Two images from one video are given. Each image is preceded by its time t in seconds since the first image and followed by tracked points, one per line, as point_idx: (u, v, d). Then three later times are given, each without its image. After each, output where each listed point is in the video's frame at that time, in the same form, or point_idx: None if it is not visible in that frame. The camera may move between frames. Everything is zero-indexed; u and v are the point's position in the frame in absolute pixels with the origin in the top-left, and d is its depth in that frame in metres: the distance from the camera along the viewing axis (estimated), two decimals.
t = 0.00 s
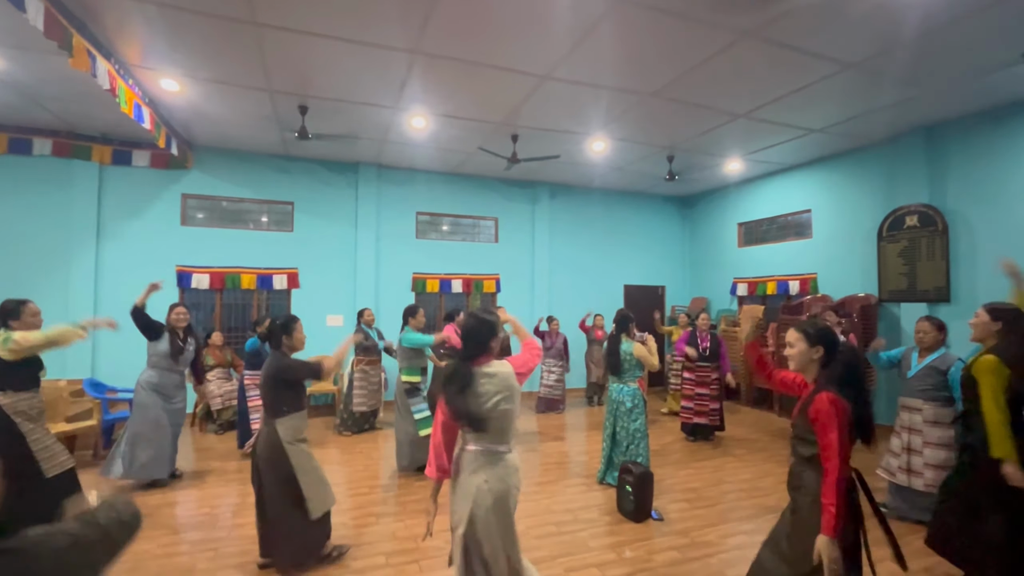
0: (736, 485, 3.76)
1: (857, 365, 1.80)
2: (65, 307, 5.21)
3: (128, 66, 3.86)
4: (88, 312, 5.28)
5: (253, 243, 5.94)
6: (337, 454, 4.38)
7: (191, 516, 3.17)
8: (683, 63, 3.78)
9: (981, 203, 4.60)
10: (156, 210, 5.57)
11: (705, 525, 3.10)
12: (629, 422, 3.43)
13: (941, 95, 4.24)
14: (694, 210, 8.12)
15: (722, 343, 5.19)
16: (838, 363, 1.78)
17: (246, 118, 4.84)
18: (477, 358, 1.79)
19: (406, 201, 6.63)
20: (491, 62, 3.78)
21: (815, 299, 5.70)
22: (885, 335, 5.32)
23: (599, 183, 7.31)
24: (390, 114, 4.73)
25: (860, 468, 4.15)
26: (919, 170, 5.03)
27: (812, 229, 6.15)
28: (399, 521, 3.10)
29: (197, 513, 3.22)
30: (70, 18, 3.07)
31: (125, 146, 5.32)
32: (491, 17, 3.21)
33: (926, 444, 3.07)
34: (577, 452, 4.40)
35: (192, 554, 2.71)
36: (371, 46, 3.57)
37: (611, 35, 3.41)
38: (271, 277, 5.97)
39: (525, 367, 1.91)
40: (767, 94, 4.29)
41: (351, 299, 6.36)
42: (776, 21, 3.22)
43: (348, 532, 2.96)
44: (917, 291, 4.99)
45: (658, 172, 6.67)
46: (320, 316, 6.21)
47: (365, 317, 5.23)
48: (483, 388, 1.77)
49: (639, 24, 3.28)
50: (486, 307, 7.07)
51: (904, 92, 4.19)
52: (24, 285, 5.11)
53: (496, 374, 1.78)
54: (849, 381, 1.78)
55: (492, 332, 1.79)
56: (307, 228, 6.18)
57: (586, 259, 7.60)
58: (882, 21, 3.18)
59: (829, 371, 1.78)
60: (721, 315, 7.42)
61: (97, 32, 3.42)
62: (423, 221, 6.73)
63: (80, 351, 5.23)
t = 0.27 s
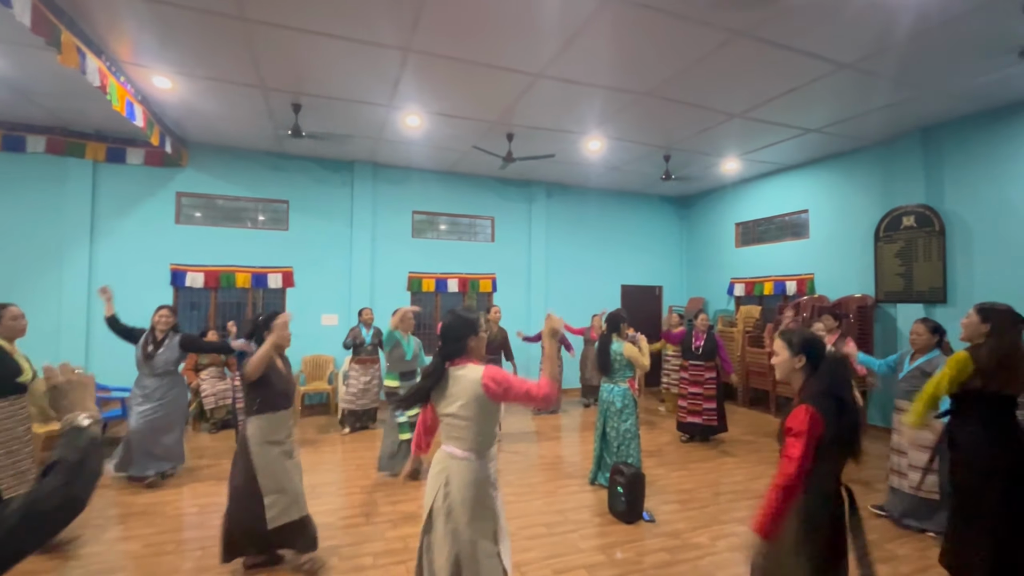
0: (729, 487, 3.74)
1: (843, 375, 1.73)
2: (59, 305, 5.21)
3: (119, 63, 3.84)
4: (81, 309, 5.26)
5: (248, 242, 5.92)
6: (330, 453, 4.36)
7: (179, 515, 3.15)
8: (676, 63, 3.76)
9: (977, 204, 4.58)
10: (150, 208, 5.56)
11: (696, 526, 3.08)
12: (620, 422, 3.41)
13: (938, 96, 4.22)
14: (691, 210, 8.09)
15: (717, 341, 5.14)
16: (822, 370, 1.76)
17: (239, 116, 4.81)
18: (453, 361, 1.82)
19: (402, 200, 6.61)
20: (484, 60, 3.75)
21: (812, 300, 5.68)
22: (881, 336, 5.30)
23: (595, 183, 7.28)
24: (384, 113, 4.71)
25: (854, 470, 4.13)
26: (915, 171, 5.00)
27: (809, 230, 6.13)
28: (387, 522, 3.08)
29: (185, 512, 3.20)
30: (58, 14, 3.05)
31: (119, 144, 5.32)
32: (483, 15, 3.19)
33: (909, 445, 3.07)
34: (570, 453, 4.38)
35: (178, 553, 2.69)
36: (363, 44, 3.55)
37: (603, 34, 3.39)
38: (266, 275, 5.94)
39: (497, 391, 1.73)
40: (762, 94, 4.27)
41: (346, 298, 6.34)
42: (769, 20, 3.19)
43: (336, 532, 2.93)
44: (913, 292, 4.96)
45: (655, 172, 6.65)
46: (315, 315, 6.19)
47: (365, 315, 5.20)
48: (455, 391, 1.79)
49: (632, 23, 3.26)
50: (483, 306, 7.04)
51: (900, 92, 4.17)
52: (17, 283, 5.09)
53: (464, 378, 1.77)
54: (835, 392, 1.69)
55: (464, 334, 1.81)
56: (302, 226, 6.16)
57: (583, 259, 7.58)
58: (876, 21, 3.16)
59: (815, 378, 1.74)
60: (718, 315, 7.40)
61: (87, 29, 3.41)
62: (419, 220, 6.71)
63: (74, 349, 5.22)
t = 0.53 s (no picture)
0: (724, 488, 3.71)
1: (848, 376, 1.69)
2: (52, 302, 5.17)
3: (111, 58, 3.81)
4: (75, 307, 5.23)
5: (243, 240, 5.90)
6: (323, 453, 4.33)
7: (169, 515, 3.13)
8: (673, 60, 3.73)
9: (976, 204, 4.55)
10: (144, 205, 5.52)
11: (690, 528, 3.05)
12: (614, 423, 3.38)
13: (937, 95, 4.19)
14: (689, 209, 8.07)
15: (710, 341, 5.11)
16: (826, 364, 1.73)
17: (233, 112, 4.78)
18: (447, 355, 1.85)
19: (399, 199, 6.57)
20: (479, 57, 3.72)
21: (809, 300, 5.67)
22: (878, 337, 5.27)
23: (592, 182, 7.25)
24: (380, 110, 4.68)
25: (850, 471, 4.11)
26: (914, 170, 4.97)
27: (807, 229, 6.10)
28: (379, 523, 3.05)
29: (176, 512, 3.18)
30: (47, 8, 3.02)
31: (113, 140, 5.27)
32: (477, 11, 3.16)
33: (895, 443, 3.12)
34: (565, 453, 4.35)
35: (166, 554, 2.67)
36: (357, 40, 3.51)
37: (599, 31, 3.36)
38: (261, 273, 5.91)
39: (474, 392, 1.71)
40: (760, 92, 4.23)
41: (342, 297, 6.31)
42: (766, 18, 3.16)
43: (326, 532, 2.90)
44: (911, 293, 4.94)
45: (652, 170, 6.61)
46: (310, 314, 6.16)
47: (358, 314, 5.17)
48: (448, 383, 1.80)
49: (628, 20, 3.22)
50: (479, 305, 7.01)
51: (899, 91, 4.14)
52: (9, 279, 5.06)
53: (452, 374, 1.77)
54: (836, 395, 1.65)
55: (457, 327, 1.86)
56: (298, 224, 6.13)
57: (580, 258, 7.55)
58: (874, 19, 3.13)
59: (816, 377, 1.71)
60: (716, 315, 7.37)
61: (78, 23, 3.37)
62: (415, 218, 6.68)
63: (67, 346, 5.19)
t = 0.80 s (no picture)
0: (722, 488, 3.69)
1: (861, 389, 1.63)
2: (49, 300, 5.16)
3: (106, 54, 3.78)
4: (71, 304, 5.21)
5: (241, 237, 5.87)
6: (318, 451, 4.31)
7: (162, 514, 3.10)
8: (673, 57, 3.69)
9: (979, 203, 4.50)
10: (142, 203, 5.50)
11: (687, 529, 3.02)
12: (611, 422, 3.35)
13: (941, 92, 4.14)
14: (690, 208, 8.02)
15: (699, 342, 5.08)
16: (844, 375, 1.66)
17: (229, 109, 4.75)
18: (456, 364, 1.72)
19: (397, 197, 6.54)
20: (476, 53, 3.69)
21: (809, 299, 5.63)
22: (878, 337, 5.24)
23: (592, 180, 7.22)
24: (377, 107, 4.65)
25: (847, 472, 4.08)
26: (916, 169, 4.93)
27: (808, 229, 6.06)
28: (372, 523, 3.02)
29: (169, 511, 3.15)
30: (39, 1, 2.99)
31: (110, 137, 5.24)
32: (474, 7, 3.12)
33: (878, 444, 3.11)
34: (562, 452, 4.33)
35: (158, 553, 2.64)
36: (354, 36, 3.48)
37: (597, 27, 3.32)
38: (258, 271, 5.89)
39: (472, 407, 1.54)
40: (761, 90, 4.19)
41: (339, 295, 6.29)
42: (767, 14, 3.12)
43: (319, 532, 2.88)
44: (912, 293, 4.90)
45: (652, 169, 6.57)
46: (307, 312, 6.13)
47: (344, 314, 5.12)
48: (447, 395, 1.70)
49: (627, 15, 3.18)
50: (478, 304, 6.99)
51: (901, 89, 4.09)
52: (7, 276, 5.04)
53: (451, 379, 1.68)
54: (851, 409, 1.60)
55: (455, 333, 1.72)
56: (296, 222, 6.10)
57: (579, 257, 7.52)
58: (876, 15, 3.09)
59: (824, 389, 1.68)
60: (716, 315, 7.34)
61: (72, 18, 3.34)
62: (414, 216, 6.65)
63: (64, 344, 5.18)
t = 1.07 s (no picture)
0: (719, 490, 3.65)
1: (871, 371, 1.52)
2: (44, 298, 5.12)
3: (99, 49, 3.74)
4: (65, 302, 5.18)
5: (237, 235, 5.84)
6: (313, 451, 4.27)
7: (152, 514, 3.07)
8: (671, 54, 3.64)
9: (980, 203, 4.45)
10: (138, 200, 5.47)
11: (683, 532, 2.98)
12: (606, 423, 3.31)
13: (942, 91, 4.09)
14: (690, 208, 7.98)
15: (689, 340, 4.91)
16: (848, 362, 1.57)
17: (224, 106, 4.72)
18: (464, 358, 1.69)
19: (394, 195, 6.51)
20: (472, 49, 3.65)
21: (809, 299, 5.58)
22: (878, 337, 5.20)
23: (591, 179, 7.17)
24: (373, 104, 4.61)
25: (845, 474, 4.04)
26: (917, 168, 4.88)
27: (808, 229, 6.02)
28: (364, 523, 2.99)
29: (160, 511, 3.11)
30: None
31: (105, 134, 5.16)
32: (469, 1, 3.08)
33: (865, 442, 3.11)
34: (559, 453, 4.29)
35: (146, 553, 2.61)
36: (349, 32, 3.45)
37: (594, 23, 3.28)
38: (255, 269, 5.86)
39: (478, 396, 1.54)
40: (760, 87, 4.15)
41: (336, 294, 6.25)
42: (766, 9, 3.08)
43: (311, 533, 2.84)
44: (913, 293, 4.85)
45: (652, 168, 6.53)
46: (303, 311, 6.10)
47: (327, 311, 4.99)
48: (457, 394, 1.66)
49: (624, 11, 3.14)
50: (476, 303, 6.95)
51: (902, 88, 4.05)
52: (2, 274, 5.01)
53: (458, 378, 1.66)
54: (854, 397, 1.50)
55: (466, 329, 1.68)
56: (293, 220, 6.07)
57: (578, 256, 7.48)
58: (876, 12, 3.05)
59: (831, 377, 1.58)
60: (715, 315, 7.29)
61: (64, 13, 3.31)
62: (412, 215, 6.62)
63: (58, 342, 5.14)
